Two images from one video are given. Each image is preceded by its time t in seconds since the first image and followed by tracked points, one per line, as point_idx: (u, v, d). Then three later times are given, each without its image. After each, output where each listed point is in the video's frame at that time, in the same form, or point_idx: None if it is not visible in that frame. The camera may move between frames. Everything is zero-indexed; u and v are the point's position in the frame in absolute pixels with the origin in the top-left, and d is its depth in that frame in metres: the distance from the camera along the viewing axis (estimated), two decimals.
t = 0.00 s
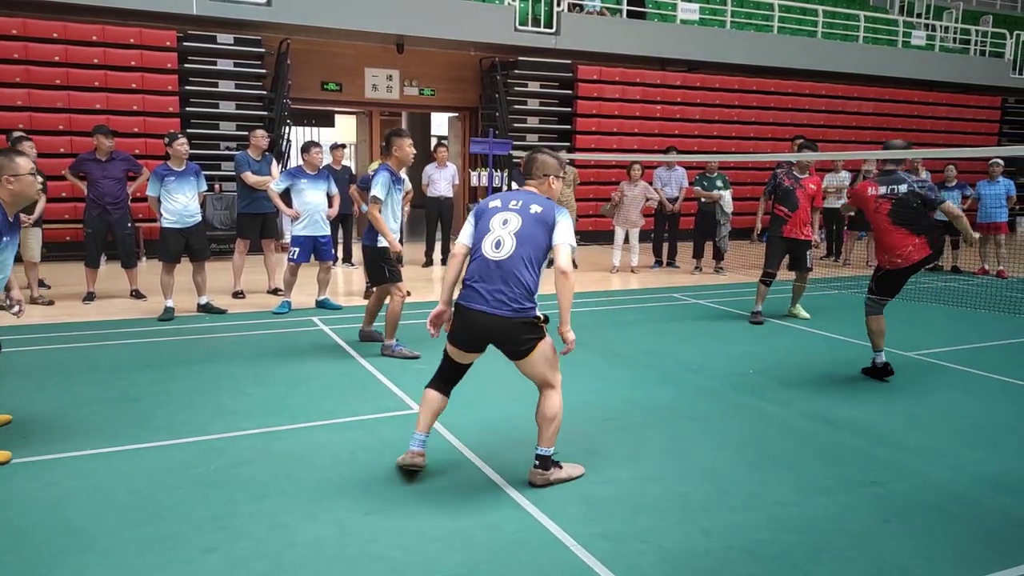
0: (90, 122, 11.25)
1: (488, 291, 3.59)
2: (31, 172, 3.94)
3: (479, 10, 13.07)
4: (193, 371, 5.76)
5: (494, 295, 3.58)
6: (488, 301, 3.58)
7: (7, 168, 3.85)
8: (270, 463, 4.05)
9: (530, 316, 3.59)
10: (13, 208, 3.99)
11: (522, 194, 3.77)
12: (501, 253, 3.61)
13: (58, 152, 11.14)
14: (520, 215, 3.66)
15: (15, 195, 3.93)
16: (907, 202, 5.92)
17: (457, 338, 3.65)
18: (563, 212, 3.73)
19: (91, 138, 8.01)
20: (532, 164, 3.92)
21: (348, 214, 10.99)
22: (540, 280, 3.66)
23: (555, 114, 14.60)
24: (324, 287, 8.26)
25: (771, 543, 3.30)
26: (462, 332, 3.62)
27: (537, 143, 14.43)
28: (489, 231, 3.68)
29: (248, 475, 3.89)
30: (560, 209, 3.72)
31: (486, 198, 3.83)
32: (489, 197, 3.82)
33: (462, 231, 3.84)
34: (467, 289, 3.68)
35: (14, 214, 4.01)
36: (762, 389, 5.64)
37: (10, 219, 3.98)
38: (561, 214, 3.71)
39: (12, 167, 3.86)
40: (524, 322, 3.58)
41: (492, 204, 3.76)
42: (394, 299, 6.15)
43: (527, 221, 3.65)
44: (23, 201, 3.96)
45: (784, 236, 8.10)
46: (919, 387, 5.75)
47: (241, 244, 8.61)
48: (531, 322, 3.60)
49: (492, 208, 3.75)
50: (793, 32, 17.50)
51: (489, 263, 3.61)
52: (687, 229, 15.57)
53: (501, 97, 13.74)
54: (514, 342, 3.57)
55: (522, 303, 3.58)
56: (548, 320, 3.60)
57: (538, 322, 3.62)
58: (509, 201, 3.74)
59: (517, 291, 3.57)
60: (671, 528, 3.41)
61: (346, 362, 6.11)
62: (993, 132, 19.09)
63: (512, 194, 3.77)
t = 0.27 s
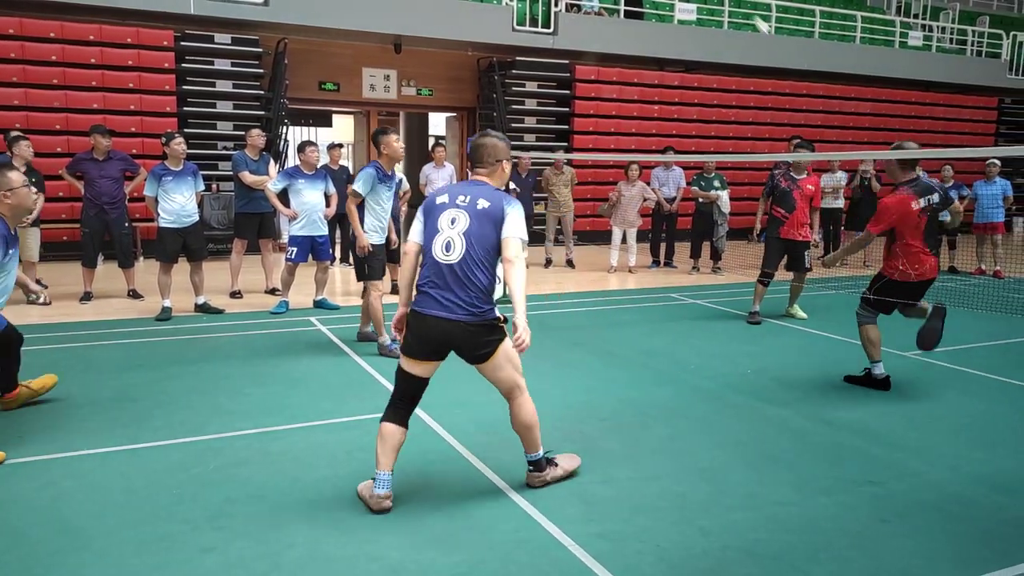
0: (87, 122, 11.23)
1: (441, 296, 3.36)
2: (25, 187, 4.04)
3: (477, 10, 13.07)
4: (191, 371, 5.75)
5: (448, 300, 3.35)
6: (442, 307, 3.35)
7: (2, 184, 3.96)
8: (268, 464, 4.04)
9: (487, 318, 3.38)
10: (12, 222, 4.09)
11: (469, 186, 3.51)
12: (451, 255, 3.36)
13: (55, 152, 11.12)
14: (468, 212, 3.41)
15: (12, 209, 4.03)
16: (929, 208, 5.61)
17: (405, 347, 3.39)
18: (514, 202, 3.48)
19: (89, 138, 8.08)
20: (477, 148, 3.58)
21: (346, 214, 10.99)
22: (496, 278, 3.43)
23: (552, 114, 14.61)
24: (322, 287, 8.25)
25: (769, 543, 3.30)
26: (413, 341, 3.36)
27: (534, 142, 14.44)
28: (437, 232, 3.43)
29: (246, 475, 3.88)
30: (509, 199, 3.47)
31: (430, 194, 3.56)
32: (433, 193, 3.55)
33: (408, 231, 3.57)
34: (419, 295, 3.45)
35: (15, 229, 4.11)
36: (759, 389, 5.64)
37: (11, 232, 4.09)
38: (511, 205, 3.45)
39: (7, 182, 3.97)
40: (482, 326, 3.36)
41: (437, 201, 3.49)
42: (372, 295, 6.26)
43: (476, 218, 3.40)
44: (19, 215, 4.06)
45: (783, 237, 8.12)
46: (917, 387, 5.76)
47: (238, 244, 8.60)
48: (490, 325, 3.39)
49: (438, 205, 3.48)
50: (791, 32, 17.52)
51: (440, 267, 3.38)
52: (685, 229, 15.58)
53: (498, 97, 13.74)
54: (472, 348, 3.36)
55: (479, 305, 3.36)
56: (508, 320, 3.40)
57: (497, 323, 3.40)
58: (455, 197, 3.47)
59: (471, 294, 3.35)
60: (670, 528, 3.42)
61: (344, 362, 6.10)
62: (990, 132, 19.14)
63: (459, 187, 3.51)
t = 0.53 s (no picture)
0: (85, 123, 11.21)
1: (431, 296, 3.29)
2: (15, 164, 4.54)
3: (475, 10, 13.09)
4: (189, 374, 5.74)
5: (441, 301, 3.29)
6: (436, 309, 3.28)
7: None
8: (268, 466, 4.03)
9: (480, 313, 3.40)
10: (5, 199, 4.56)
11: (444, 174, 3.34)
12: (440, 255, 3.28)
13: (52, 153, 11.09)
14: (451, 207, 3.29)
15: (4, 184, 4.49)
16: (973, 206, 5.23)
17: (396, 347, 3.30)
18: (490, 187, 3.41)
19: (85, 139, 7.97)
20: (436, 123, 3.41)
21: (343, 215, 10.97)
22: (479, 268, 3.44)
23: (550, 115, 14.61)
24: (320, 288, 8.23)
25: (770, 545, 3.31)
26: (405, 342, 3.28)
27: (532, 143, 14.45)
28: (421, 229, 3.28)
29: (245, 478, 3.87)
30: (488, 187, 3.39)
31: (400, 182, 3.32)
32: (403, 182, 3.32)
33: (377, 224, 3.35)
34: (403, 293, 3.32)
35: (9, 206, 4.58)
36: (758, 391, 5.64)
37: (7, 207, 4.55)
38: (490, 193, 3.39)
39: None
40: (476, 322, 3.37)
41: (413, 194, 3.29)
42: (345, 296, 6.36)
43: (461, 213, 3.30)
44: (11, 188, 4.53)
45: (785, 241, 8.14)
46: (915, 388, 5.77)
47: (236, 245, 8.59)
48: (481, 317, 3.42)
49: (415, 199, 3.29)
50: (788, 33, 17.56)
51: (427, 267, 3.28)
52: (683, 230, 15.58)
53: (496, 97, 13.74)
54: (467, 346, 3.36)
55: (469, 301, 3.36)
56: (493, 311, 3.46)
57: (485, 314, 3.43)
58: (433, 189, 3.30)
59: (462, 291, 3.33)
60: (670, 530, 3.41)
61: (343, 363, 6.09)
62: (987, 132, 19.17)
63: (433, 176, 3.32)
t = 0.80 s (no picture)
0: (85, 123, 11.20)
1: (463, 302, 3.33)
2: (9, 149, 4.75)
3: (476, 11, 13.08)
4: (193, 374, 5.74)
5: (473, 307, 3.35)
6: (469, 315, 3.34)
7: None
8: (273, 467, 4.04)
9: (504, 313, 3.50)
10: None
11: (468, 180, 3.35)
12: (470, 263, 3.32)
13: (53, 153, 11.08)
14: (479, 214, 3.32)
15: None
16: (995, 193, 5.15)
17: (430, 354, 3.34)
18: (510, 189, 3.46)
19: (89, 139, 7.95)
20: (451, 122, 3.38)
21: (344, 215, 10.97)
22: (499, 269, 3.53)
23: (551, 115, 14.61)
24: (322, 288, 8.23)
25: (775, 546, 3.31)
26: (440, 348, 3.33)
27: (533, 143, 14.46)
28: (450, 238, 3.30)
29: (251, 479, 3.88)
30: (508, 189, 3.44)
31: (425, 190, 3.29)
32: (427, 190, 3.29)
33: (400, 231, 3.31)
34: (433, 301, 3.34)
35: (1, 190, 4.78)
36: (761, 391, 5.65)
37: None
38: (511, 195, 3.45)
39: None
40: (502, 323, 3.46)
41: (440, 202, 3.28)
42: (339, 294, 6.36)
43: (488, 219, 3.35)
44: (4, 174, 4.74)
45: (794, 241, 8.24)
46: (918, 389, 5.77)
47: (238, 245, 8.58)
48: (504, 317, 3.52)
49: (442, 207, 3.28)
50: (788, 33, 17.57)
51: (457, 274, 3.32)
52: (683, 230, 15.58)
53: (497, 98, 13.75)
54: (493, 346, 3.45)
55: (496, 304, 3.44)
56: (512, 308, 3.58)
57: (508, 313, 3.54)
58: (458, 196, 3.30)
59: (489, 294, 3.40)
60: (674, 531, 3.42)
61: (346, 364, 6.10)
62: (987, 132, 19.19)
63: (458, 183, 3.31)
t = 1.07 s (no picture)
0: (98, 124, 11.27)
1: (513, 298, 3.39)
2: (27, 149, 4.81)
3: (487, 11, 13.08)
4: (207, 374, 5.77)
5: (524, 302, 3.41)
6: (521, 311, 3.40)
7: (8, 144, 4.71)
8: (289, 467, 4.05)
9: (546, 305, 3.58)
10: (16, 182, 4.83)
11: (511, 177, 3.40)
12: (518, 259, 3.39)
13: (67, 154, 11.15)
14: (524, 210, 3.38)
15: (14, 168, 4.77)
16: None
17: (483, 352, 3.39)
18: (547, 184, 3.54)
19: (105, 139, 7.96)
20: (485, 122, 3.41)
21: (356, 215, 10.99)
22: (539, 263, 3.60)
23: (561, 115, 14.59)
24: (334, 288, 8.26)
25: (792, 548, 3.30)
26: (494, 346, 3.39)
27: (543, 144, 14.46)
28: (499, 235, 3.35)
29: (267, 479, 3.89)
30: (547, 185, 3.50)
31: (473, 189, 3.32)
32: (475, 189, 3.32)
33: (451, 230, 3.31)
34: (485, 299, 3.38)
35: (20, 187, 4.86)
36: (776, 393, 5.63)
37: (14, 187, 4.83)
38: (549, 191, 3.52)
39: (12, 144, 4.72)
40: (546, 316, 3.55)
41: (488, 201, 3.32)
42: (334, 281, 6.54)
43: (532, 215, 3.41)
44: (21, 173, 4.81)
45: (812, 245, 8.28)
46: (934, 390, 5.73)
47: (251, 245, 8.61)
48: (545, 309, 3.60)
49: (489, 206, 3.33)
50: (799, 33, 17.51)
51: (506, 271, 3.38)
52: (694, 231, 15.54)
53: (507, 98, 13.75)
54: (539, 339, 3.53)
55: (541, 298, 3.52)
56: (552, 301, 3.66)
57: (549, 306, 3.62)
58: (505, 194, 3.35)
59: (535, 289, 3.47)
60: (691, 533, 3.41)
61: (359, 364, 6.11)
62: (1000, 132, 19.06)
63: (503, 181, 3.36)
